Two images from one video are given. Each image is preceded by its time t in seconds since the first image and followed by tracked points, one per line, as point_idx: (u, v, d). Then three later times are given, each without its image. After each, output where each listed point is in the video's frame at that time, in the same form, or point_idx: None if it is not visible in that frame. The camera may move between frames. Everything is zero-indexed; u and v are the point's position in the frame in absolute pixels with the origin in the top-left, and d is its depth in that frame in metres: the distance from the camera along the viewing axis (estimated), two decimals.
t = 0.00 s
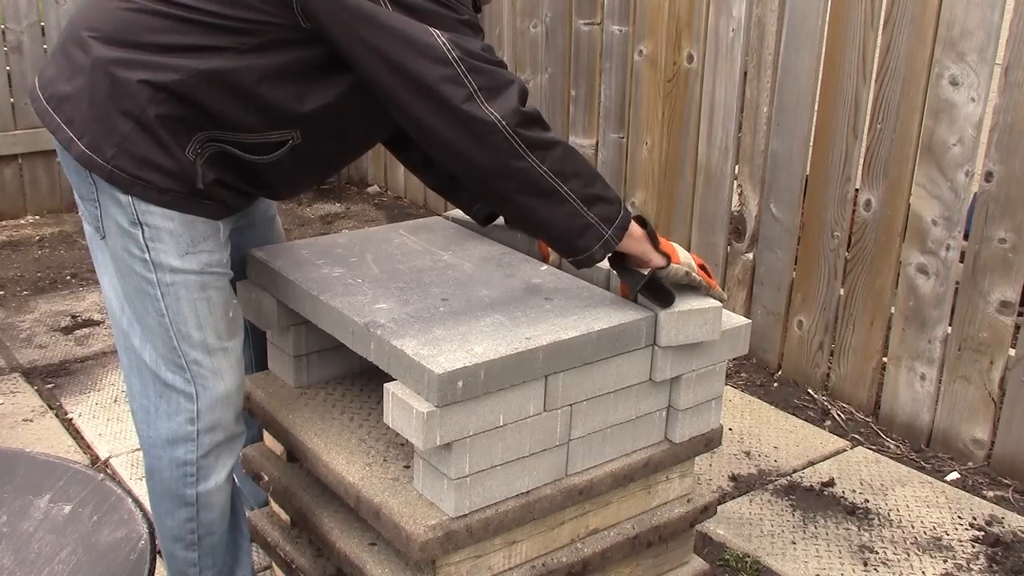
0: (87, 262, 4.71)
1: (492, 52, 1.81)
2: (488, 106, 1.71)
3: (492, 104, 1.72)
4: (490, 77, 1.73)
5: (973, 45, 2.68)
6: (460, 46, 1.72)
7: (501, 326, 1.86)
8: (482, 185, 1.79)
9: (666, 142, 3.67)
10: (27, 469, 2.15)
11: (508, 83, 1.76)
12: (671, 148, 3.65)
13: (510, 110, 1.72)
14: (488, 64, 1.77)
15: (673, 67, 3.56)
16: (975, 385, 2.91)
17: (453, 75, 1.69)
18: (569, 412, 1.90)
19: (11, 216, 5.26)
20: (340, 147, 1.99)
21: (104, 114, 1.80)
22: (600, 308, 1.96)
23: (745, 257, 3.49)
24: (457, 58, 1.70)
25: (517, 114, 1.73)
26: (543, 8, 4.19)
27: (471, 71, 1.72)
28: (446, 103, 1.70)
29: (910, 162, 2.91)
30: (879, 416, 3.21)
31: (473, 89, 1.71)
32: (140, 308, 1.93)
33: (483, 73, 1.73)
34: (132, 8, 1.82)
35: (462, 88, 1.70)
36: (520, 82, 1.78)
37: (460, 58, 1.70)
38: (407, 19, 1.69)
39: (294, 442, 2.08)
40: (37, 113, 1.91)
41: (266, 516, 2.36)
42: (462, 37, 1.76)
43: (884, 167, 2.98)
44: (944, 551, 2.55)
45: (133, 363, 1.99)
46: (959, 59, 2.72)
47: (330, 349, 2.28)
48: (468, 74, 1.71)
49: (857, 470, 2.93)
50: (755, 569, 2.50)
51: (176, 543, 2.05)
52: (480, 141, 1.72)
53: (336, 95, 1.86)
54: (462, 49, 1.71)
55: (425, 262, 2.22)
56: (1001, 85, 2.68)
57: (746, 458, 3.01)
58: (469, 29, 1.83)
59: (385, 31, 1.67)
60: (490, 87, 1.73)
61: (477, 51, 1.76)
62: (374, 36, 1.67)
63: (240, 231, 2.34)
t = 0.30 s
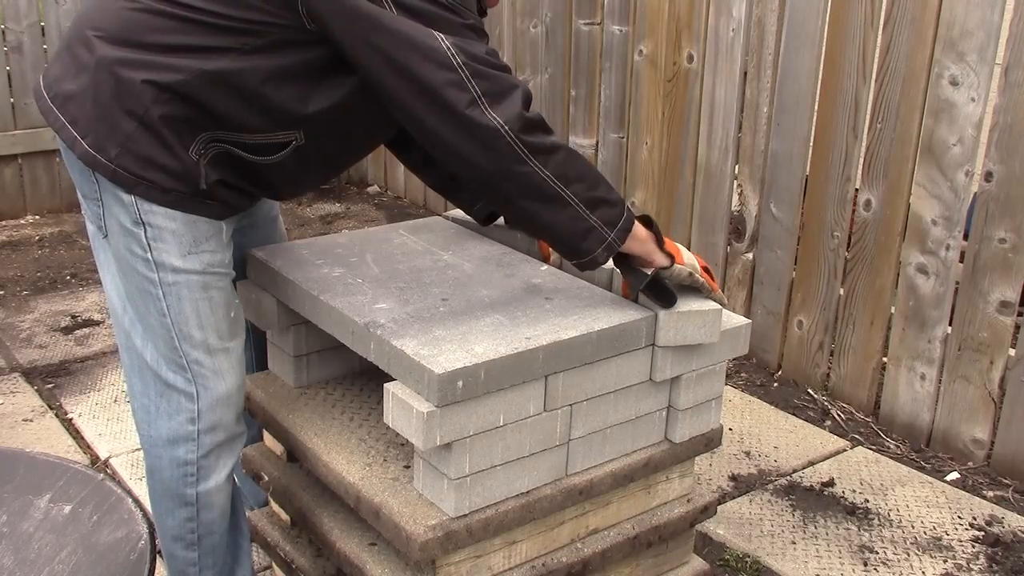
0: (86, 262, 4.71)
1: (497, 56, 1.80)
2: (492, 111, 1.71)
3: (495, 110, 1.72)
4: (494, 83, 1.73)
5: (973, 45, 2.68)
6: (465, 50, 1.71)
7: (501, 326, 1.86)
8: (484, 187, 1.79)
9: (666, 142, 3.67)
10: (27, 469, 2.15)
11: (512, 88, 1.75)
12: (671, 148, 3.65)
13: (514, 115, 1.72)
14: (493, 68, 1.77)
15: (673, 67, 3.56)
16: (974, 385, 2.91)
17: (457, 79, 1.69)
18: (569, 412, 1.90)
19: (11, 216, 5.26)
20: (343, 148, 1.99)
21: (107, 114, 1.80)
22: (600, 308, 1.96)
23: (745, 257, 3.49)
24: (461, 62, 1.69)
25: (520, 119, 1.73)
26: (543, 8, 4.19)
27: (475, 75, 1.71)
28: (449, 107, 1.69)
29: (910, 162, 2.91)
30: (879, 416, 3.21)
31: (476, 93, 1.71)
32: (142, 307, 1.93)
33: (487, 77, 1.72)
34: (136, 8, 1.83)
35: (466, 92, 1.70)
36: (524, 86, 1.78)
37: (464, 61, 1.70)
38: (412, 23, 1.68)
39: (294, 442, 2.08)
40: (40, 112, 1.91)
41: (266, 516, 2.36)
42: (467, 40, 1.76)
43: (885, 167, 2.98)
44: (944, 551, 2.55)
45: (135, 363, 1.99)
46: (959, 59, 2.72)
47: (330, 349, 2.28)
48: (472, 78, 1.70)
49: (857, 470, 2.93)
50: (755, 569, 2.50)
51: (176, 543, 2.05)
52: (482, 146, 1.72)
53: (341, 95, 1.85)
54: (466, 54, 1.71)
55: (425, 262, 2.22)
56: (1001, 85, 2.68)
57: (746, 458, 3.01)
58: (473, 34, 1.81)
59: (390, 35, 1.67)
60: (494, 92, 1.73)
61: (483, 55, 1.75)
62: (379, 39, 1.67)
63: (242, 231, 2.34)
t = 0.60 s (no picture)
0: (86, 261, 4.71)
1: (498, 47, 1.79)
2: (496, 102, 1.71)
3: (499, 99, 1.72)
4: (496, 73, 1.72)
5: (973, 45, 2.68)
6: (466, 41, 1.71)
7: (502, 327, 1.86)
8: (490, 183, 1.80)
9: (666, 142, 3.67)
10: (27, 469, 2.15)
11: (514, 78, 1.75)
12: (671, 148, 3.65)
13: (517, 105, 1.72)
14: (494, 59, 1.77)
15: (673, 67, 3.56)
16: (974, 385, 2.91)
17: (461, 72, 1.69)
18: (569, 412, 1.90)
19: (11, 216, 5.26)
20: (343, 146, 1.99)
21: (109, 115, 1.80)
22: (600, 308, 1.96)
23: (745, 257, 3.49)
24: (463, 53, 1.69)
25: (524, 109, 1.73)
26: (543, 8, 4.19)
27: (478, 66, 1.71)
28: (454, 100, 1.70)
29: (910, 162, 2.91)
30: (879, 416, 3.21)
31: (480, 85, 1.70)
32: (143, 308, 1.93)
33: (490, 68, 1.72)
34: (136, 10, 1.83)
35: (470, 84, 1.70)
36: (526, 77, 1.77)
37: (466, 53, 1.70)
38: (413, 16, 1.68)
39: (294, 442, 2.08)
40: (42, 113, 1.91)
41: (266, 516, 2.36)
42: (468, 32, 1.75)
43: (885, 167, 2.98)
44: (944, 551, 2.55)
45: (136, 363, 1.99)
46: (959, 59, 2.72)
47: (330, 349, 2.28)
48: (475, 70, 1.70)
49: (857, 470, 2.93)
50: (755, 569, 2.50)
51: (176, 543, 2.05)
52: (488, 139, 1.72)
53: (342, 93, 1.86)
54: (468, 45, 1.70)
55: (426, 262, 2.22)
56: (1001, 85, 2.68)
57: (746, 458, 3.01)
58: (474, 24, 1.81)
59: (392, 31, 1.67)
60: (497, 82, 1.73)
61: (483, 44, 1.74)
62: (382, 37, 1.67)
63: (242, 230, 2.34)
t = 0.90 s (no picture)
0: (86, 262, 4.71)
1: (494, 52, 1.80)
2: (490, 108, 1.71)
3: (494, 105, 1.72)
4: (492, 78, 1.73)
5: (973, 45, 2.68)
6: (463, 46, 1.71)
7: (502, 327, 1.85)
8: (485, 187, 1.80)
9: (665, 142, 3.66)
10: (27, 469, 2.15)
11: (511, 83, 1.75)
12: (671, 148, 3.65)
13: (513, 112, 1.72)
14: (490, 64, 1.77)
15: (673, 67, 3.56)
16: (974, 385, 2.91)
17: (456, 76, 1.69)
18: (569, 412, 1.90)
19: (11, 216, 5.26)
20: (341, 148, 1.99)
21: (108, 115, 1.80)
22: (600, 308, 1.96)
23: (745, 257, 3.49)
24: (459, 58, 1.69)
25: (519, 116, 1.73)
26: (543, 8, 4.19)
27: (474, 71, 1.71)
28: (450, 105, 1.70)
29: (910, 162, 2.91)
30: (879, 416, 3.21)
31: (475, 90, 1.71)
32: (142, 308, 1.93)
33: (485, 73, 1.72)
34: (135, 10, 1.83)
35: (465, 89, 1.70)
36: (524, 83, 1.77)
37: (462, 58, 1.70)
38: (410, 20, 1.68)
39: (294, 442, 2.08)
40: (40, 115, 1.91)
41: (266, 516, 2.36)
42: (463, 37, 1.76)
43: (885, 167, 2.98)
44: (944, 551, 2.55)
45: (136, 364, 1.99)
46: (959, 59, 2.72)
47: (330, 349, 2.28)
48: (471, 75, 1.70)
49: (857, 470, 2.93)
50: (755, 569, 2.50)
51: (177, 544, 2.05)
52: (482, 144, 1.72)
53: (341, 93, 1.87)
54: (464, 49, 1.71)
55: (426, 262, 2.22)
56: (1002, 85, 2.68)
57: (746, 458, 3.01)
58: (470, 29, 1.81)
59: (390, 34, 1.67)
60: (493, 88, 1.73)
61: (478, 49, 1.75)
62: (380, 39, 1.67)
63: (238, 230, 2.34)
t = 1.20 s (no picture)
0: (86, 261, 4.71)
1: (494, 62, 1.79)
2: (488, 121, 1.71)
3: (492, 118, 1.71)
4: (491, 91, 1.72)
5: (973, 45, 2.68)
6: (463, 57, 1.71)
7: (502, 326, 1.85)
8: (484, 198, 1.80)
9: (666, 142, 3.66)
10: (27, 469, 2.15)
11: (511, 95, 1.74)
12: (671, 148, 3.65)
13: (511, 125, 1.71)
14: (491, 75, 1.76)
15: (673, 67, 3.56)
16: (974, 385, 2.91)
17: (455, 87, 1.69)
18: (569, 412, 1.90)
19: (11, 216, 5.26)
20: (341, 153, 1.98)
21: (107, 114, 1.80)
22: (600, 308, 1.96)
23: (745, 257, 3.49)
24: (459, 69, 1.69)
25: (518, 129, 1.72)
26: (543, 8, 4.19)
27: (473, 83, 1.71)
28: (448, 116, 1.69)
29: (910, 162, 2.91)
30: (879, 416, 3.21)
31: (474, 102, 1.70)
32: (140, 307, 1.93)
33: (485, 85, 1.72)
34: (135, 10, 1.83)
35: (464, 101, 1.69)
36: (524, 95, 1.77)
37: (461, 70, 1.69)
38: (410, 31, 1.68)
39: (294, 442, 2.08)
40: (39, 113, 1.90)
41: (266, 516, 2.36)
42: (463, 46, 1.75)
43: (885, 167, 2.98)
44: (944, 552, 2.55)
45: (133, 363, 1.99)
46: (959, 59, 2.72)
47: (330, 348, 2.28)
48: (469, 87, 1.70)
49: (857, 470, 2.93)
50: (755, 569, 2.50)
51: (175, 543, 2.05)
52: (480, 157, 1.72)
53: (340, 102, 1.86)
54: (463, 61, 1.70)
55: (425, 262, 2.22)
56: (1001, 85, 2.68)
57: (746, 458, 3.01)
58: (472, 40, 1.79)
59: (390, 43, 1.66)
60: (492, 99, 1.72)
61: (480, 60, 1.74)
62: (379, 47, 1.67)
63: (240, 230, 2.34)
